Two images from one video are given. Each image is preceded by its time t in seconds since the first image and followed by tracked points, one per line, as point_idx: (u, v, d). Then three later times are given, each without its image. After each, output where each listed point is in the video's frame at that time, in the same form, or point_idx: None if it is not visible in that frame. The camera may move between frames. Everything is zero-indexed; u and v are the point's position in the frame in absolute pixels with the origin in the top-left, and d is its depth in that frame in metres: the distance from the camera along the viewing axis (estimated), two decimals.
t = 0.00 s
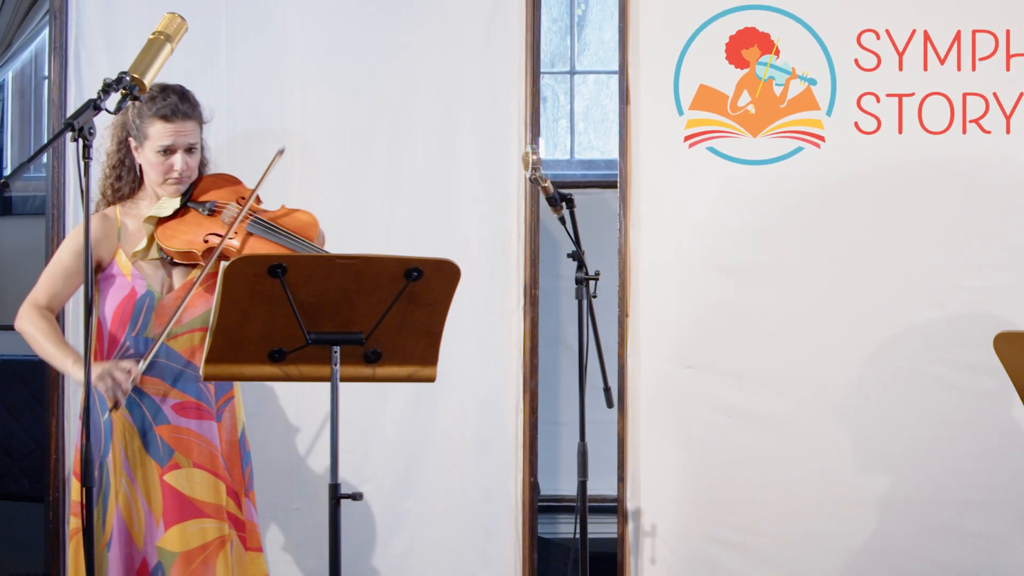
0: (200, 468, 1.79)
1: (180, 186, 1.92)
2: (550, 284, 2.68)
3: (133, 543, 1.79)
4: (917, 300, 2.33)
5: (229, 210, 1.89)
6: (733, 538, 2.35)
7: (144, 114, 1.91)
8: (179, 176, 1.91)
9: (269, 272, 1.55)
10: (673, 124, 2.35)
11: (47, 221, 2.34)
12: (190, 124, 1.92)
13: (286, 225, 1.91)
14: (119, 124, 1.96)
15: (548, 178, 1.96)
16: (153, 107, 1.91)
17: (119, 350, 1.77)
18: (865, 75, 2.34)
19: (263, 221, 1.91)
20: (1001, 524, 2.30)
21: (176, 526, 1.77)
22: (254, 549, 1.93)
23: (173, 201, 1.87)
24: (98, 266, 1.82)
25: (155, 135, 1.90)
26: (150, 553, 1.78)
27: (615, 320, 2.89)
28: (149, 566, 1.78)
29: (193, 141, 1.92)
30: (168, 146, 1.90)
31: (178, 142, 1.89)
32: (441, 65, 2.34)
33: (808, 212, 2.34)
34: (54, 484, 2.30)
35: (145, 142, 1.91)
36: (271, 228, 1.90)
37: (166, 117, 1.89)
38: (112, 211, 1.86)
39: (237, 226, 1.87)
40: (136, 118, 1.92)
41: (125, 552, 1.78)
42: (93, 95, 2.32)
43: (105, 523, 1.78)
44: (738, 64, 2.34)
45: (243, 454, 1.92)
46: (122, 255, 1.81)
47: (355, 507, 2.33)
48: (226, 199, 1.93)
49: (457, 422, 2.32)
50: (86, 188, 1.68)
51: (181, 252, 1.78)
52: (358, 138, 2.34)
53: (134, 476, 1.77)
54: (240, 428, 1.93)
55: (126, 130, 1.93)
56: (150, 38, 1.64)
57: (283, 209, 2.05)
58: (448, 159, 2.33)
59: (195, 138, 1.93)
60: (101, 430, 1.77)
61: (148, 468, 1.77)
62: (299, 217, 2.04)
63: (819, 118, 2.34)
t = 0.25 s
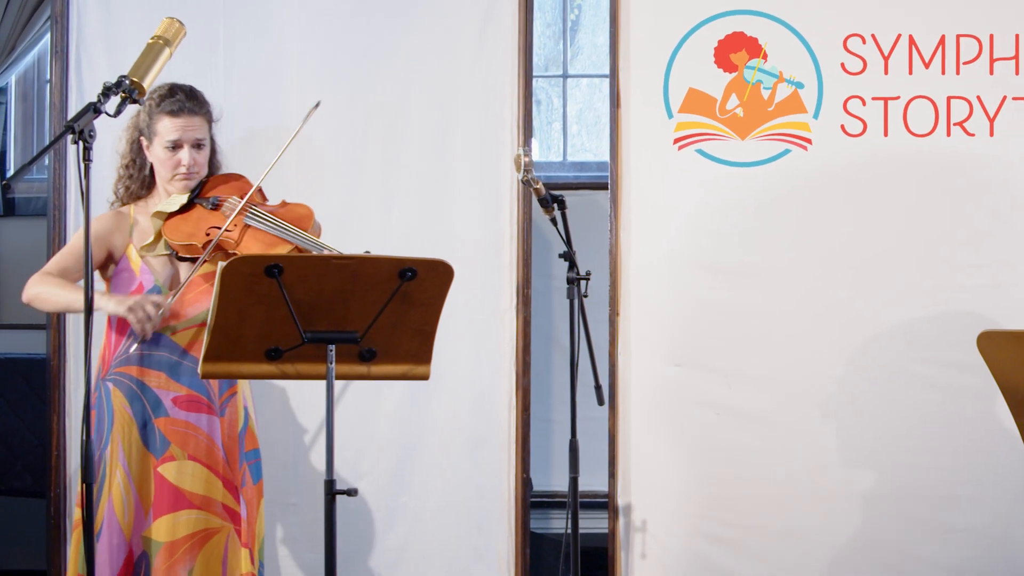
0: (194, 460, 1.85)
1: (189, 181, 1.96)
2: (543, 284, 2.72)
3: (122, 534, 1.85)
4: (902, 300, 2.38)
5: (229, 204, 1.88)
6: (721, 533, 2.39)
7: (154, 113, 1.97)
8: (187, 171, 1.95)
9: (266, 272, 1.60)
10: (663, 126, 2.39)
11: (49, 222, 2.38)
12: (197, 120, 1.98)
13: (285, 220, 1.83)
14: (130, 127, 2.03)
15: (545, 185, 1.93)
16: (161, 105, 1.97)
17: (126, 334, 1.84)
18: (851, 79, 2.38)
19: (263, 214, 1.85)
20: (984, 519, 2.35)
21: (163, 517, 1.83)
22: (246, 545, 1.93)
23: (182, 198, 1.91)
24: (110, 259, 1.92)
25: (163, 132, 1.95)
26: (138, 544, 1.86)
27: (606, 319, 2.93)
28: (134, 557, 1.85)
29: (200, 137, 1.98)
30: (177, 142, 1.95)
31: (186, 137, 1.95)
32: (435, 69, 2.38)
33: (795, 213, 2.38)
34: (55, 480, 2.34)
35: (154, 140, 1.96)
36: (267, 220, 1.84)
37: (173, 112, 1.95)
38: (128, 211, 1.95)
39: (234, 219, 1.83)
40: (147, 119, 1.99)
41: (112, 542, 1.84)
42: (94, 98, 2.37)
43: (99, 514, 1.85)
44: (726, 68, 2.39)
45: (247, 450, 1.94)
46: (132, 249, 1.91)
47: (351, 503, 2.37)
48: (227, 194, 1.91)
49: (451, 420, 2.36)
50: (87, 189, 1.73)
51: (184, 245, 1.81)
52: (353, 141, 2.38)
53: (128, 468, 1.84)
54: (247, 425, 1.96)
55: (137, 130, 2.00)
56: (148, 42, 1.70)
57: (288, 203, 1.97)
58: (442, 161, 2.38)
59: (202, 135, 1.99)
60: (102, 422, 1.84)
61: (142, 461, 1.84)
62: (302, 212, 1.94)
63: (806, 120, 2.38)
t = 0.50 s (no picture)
0: (213, 453, 2.20)
1: (221, 179, 2.29)
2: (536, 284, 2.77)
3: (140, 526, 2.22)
4: (887, 299, 2.42)
5: (257, 201, 2.02)
6: (710, 528, 2.44)
7: (189, 119, 2.37)
8: (219, 169, 2.29)
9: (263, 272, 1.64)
10: (653, 129, 2.44)
11: (50, 223, 2.42)
12: (229, 121, 2.37)
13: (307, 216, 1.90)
14: (164, 133, 2.38)
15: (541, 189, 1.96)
16: (197, 111, 2.38)
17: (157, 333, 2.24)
18: (837, 82, 2.43)
19: (290, 209, 1.95)
20: (968, 515, 2.40)
21: (179, 510, 2.19)
22: (258, 537, 2.27)
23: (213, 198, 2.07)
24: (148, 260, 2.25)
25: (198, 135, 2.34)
26: (153, 537, 2.20)
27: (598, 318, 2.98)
28: (148, 549, 2.20)
29: (232, 136, 2.35)
30: (211, 143, 2.33)
31: (220, 138, 2.34)
32: (429, 72, 2.43)
33: (782, 214, 2.43)
34: (57, 476, 2.38)
35: (188, 141, 2.34)
36: (292, 215, 1.94)
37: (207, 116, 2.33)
38: (162, 212, 2.30)
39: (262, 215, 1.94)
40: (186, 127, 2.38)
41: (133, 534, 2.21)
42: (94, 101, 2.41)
43: (126, 501, 2.23)
44: (715, 71, 2.43)
45: (269, 446, 2.28)
46: (166, 251, 2.25)
47: (346, 499, 2.41)
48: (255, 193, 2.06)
49: (445, 417, 2.41)
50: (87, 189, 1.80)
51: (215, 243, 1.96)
52: (349, 143, 2.42)
53: (153, 460, 2.21)
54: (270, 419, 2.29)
55: (172, 135, 2.36)
56: (148, 47, 1.78)
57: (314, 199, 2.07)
58: (436, 163, 2.42)
59: (234, 134, 2.36)
60: (129, 418, 2.25)
61: (165, 457, 2.20)
62: (327, 208, 2.05)
63: (793, 123, 2.43)
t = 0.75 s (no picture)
0: (240, 446, 2.00)
1: (253, 176, 2.17)
2: (528, 283, 2.82)
3: (166, 517, 2.00)
4: (873, 298, 2.47)
5: (287, 198, 2.05)
6: (700, 523, 2.48)
7: (228, 116, 2.27)
8: (253, 166, 2.18)
9: (260, 271, 1.69)
10: (643, 131, 2.49)
11: (51, 224, 2.47)
12: (264, 120, 2.26)
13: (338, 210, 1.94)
14: (204, 133, 2.32)
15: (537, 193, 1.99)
16: (237, 107, 2.28)
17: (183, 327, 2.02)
18: (824, 85, 2.47)
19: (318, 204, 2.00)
20: (952, 509, 2.45)
21: (205, 502, 1.98)
22: (283, 531, 2.07)
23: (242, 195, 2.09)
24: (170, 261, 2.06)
25: (234, 130, 2.23)
26: (177, 529, 1.99)
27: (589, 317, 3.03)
28: (173, 542, 1.98)
29: (267, 135, 2.24)
30: (246, 140, 2.23)
31: (253, 134, 2.22)
32: (424, 76, 2.47)
33: (770, 215, 2.48)
34: (58, 472, 2.43)
35: (223, 138, 2.24)
36: (320, 209, 1.98)
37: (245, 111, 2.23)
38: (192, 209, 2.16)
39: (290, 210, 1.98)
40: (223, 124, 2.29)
41: (162, 524, 2.00)
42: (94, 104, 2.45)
43: (149, 498, 2.01)
44: (704, 75, 2.48)
45: (291, 440, 2.07)
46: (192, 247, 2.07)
47: (342, 494, 2.46)
48: (286, 189, 2.09)
49: (439, 414, 2.45)
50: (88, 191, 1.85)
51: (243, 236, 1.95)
52: (345, 145, 2.47)
53: (178, 453, 1.99)
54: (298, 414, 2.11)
55: (210, 133, 2.28)
56: (148, 51, 1.83)
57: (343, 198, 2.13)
58: (430, 164, 2.47)
59: (268, 133, 2.25)
60: (156, 410, 2.02)
61: (188, 448, 1.98)
62: (356, 206, 2.12)
63: (780, 126, 2.48)
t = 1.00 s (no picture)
0: (249, 443, 2.01)
1: (269, 180, 2.16)
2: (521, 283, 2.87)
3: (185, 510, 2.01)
4: (858, 298, 2.52)
5: (303, 202, 2.03)
6: (689, 518, 2.53)
7: (248, 117, 2.23)
8: (269, 170, 2.16)
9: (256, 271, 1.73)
10: (632, 134, 2.53)
11: (52, 224, 2.52)
12: (284, 125, 2.22)
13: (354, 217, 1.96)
14: (222, 130, 2.30)
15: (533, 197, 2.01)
16: (258, 111, 2.23)
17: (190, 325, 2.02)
18: (810, 89, 2.52)
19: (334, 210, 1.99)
20: (934, 504, 2.51)
21: (221, 496, 1.99)
22: (291, 528, 2.08)
23: (257, 197, 2.07)
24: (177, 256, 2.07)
25: (253, 133, 2.19)
26: (199, 522, 2.00)
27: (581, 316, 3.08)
28: (196, 535, 1.99)
29: (285, 140, 2.21)
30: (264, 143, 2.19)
31: (272, 139, 2.18)
32: (418, 80, 2.52)
33: (757, 215, 2.52)
34: (59, 468, 2.48)
35: (242, 139, 2.21)
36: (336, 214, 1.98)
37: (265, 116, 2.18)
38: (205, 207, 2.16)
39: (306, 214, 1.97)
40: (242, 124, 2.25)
41: (180, 518, 2.00)
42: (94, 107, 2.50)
43: (164, 491, 2.00)
44: (692, 79, 2.53)
45: (293, 441, 2.08)
46: (200, 247, 2.07)
47: (338, 489, 2.51)
48: (301, 193, 2.06)
49: (432, 411, 2.50)
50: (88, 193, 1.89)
51: (256, 236, 1.94)
52: (340, 147, 2.51)
53: (191, 447, 1.99)
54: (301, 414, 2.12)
55: (229, 132, 2.24)
56: (146, 55, 1.86)
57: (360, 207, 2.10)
58: (424, 167, 2.52)
59: (287, 138, 2.21)
60: (167, 405, 2.00)
61: (201, 443, 1.99)
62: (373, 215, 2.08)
63: (767, 128, 2.52)
